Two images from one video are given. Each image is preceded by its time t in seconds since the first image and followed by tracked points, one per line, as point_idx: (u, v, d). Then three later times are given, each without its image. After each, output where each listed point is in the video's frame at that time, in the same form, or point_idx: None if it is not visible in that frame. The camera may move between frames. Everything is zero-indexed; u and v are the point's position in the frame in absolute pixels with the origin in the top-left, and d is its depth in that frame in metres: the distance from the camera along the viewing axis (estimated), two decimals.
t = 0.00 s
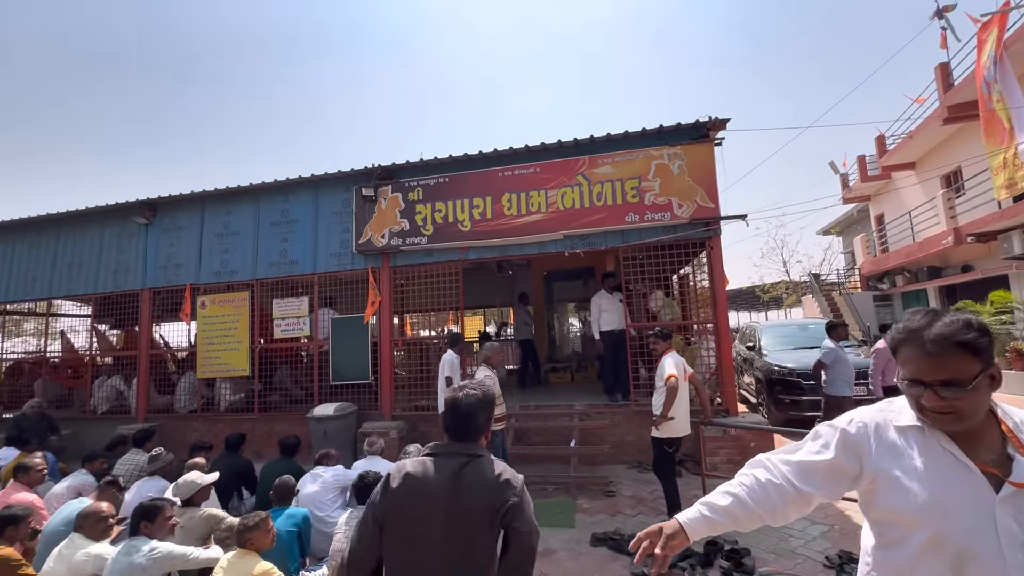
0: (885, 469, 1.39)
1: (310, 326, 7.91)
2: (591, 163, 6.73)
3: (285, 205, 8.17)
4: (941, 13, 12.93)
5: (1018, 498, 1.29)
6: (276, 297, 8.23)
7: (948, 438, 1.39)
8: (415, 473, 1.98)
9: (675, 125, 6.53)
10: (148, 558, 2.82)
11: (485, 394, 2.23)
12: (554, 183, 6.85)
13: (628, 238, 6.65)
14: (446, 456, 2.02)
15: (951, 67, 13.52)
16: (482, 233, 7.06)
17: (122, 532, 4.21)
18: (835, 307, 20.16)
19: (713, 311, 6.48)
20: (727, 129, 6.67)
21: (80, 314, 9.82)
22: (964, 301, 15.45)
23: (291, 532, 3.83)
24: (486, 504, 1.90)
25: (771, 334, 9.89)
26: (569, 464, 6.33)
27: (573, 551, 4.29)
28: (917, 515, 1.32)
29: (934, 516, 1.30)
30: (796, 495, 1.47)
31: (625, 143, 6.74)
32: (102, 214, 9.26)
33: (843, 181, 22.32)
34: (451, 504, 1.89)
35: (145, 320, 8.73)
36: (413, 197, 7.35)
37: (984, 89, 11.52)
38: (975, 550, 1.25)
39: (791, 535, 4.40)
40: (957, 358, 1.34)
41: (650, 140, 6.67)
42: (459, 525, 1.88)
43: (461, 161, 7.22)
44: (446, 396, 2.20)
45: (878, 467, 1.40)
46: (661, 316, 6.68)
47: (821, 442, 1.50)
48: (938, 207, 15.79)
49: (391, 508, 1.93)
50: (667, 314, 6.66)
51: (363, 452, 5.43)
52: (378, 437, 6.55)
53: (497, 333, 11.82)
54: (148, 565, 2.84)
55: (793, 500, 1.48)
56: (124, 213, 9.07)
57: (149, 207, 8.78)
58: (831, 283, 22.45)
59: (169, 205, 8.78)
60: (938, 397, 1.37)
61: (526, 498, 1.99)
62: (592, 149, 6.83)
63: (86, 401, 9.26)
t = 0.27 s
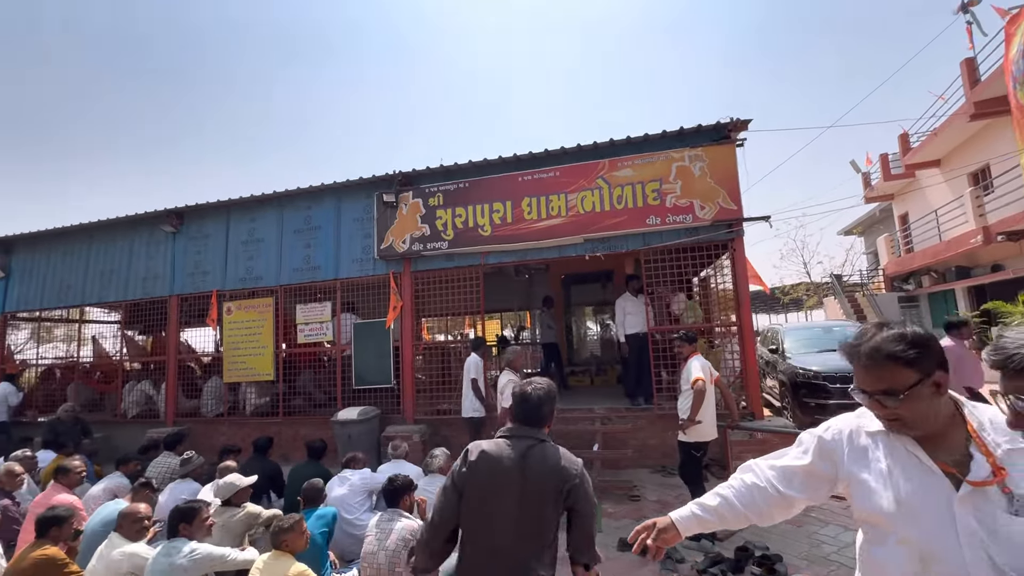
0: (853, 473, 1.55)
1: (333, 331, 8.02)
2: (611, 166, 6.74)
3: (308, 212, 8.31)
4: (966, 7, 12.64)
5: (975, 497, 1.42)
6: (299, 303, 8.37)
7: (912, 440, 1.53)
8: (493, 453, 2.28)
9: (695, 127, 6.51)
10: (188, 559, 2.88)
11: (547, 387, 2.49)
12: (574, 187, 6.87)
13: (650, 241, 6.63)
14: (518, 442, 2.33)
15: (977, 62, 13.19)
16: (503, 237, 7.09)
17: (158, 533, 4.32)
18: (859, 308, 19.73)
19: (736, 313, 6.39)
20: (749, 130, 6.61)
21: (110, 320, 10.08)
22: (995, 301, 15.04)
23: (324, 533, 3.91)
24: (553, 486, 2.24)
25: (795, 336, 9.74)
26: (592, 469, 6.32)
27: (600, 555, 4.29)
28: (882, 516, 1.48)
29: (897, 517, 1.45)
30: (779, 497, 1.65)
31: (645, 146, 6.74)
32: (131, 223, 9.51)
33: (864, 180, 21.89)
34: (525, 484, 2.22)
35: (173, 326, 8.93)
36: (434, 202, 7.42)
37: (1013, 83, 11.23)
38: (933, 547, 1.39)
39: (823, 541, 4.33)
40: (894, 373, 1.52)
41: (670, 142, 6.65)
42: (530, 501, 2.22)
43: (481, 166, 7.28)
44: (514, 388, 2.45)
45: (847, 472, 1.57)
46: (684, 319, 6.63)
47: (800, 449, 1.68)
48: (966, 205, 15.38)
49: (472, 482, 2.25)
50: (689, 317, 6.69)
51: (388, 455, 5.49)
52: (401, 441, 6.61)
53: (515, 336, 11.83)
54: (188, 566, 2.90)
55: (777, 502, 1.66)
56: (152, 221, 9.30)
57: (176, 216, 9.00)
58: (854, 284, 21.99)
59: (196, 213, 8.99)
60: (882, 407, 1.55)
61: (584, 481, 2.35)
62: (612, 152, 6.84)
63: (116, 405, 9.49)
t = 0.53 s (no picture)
0: (890, 466, 1.64)
1: (361, 335, 8.11)
2: (638, 168, 6.71)
3: (335, 218, 8.45)
4: None
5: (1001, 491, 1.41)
6: (327, 307, 8.49)
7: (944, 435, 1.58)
8: (526, 447, 2.56)
9: (723, 126, 6.45)
10: (242, 560, 2.97)
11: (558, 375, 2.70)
12: (600, 189, 6.85)
13: (678, 242, 6.59)
14: (543, 431, 2.56)
15: (1008, 55, 12.86)
16: (529, 240, 7.11)
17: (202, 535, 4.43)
18: (887, 309, 19.31)
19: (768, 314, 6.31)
20: (778, 129, 6.53)
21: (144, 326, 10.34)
22: None
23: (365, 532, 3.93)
24: (588, 461, 2.45)
25: (825, 338, 9.55)
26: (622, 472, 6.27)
27: (639, 560, 4.25)
28: (916, 506, 1.56)
29: (926, 506, 1.53)
30: (822, 489, 1.71)
31: (672, 147, 6.70)
32: (164, 231, 9.77)
33: (890, 178, 21.43)
34: (561, 464, 2.45)
35: (205, 331, 9.14)
36: (460, 207, 7.48)
37: None
38: (961, 537, 1.44)
39: (868, 547, 4.22)
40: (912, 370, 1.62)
41: (698, 143, 6.60)
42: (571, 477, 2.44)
43: (507, 170, 7.32)
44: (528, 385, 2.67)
45: (885, 466, 1.65)
46: (714, 320, 6.56)
47: (845, 443, 1.75)
48: (999, 203, 14.96)
49: (515, 474, 2.52)
50: (719, 318, 6.55)
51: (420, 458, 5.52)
52: (431, 444, 6.65)
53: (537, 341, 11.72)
54: (240, 566, 2.98)
55: (821, 494, 1.72)
56: (184, 229, 9.55)
57: (208, 223, 9.22)
58: (880, 285, 21.53)
59: (226, 221, 9.20)
60: (908, 400, 1.65)
61: (614, 448, 2.55)
62: (638, 154, 6.82)
63: (150, 409, 9.72)
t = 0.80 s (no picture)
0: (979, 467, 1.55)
1: (387, 339, 8.18)
2: (664, 169, 6.67)
3: (360, 223, 8.55)
4: None
5: None
6: (353, 312, 8.59)
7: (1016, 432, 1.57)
8: (567, 440, 2.85)
9: (751, 126, 6.37)
10: (288, 565, 3.08)
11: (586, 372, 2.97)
12: (626, 191, 6.82)
13: (706, 244, 6.52)
14: (580, 425, 2.84)
15: None
16: (554, 244, 7.11)
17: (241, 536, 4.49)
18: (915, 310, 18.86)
19: (801, 315, 6.28)
20: (808, 127, 6.43)
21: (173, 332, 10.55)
22: None
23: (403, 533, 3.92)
24: (624, 445, 2.72)
25: (856, 340, 9.36)
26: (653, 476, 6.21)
27: (678, 566, 4.20)
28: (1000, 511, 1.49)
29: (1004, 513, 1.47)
30: (914, 478, 1.67)
31: (699, 148, 6.64)
32: (193, 239, 9.99)
33: (916, 176, 20.96)
34: (600, 452, 2.73)
35: (234, 336, 9.29)
36: (485, 211, 7.51)
37: None
38: None
39: (916, 555, 4.11)
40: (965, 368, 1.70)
41: (725, 143, 6.54)
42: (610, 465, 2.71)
43: (531, 174, 7.33)
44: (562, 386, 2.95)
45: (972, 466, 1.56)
46: (745, 323, 6.48)
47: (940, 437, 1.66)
48: None
49: (559, 466, 2.82)
50: (750, 321, 6.46)
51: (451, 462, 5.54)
52: (459, 448, 6.67)
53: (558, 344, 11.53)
54: (289, 569, 3.12)
55: (914, 482, 1.68)
56: (212, 237, 9.75)
57: (236, 231, 9.41)
58: (906, 285, 21.04)
59: (254, 227, 9.37)
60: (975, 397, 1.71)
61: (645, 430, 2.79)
62: (664, 156, 6.78)
63: (181, 413, 9.93)
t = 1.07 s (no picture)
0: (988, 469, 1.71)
1: (406, 341, 8.20)
2: (685, 169, 6.61)
3: (378, 227, 8.59)
4: None
5: None
6: (372, 315, 8.62)
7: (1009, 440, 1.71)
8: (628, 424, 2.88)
9: (773, 123, 6.29)
10: (325, 567, 3.11)
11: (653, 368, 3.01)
12: (646, 191, 6.77)
13: (729, 243, 6.44)
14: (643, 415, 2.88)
15: None
16: (573, 245, 7.07)
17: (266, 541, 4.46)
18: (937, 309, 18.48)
19: (826, 315, 6.13)
20: (832, 124, 6.34)
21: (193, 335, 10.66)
22: None
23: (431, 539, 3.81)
24: (684, 442, 2.78)
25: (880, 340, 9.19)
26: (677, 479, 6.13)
27: (709, 570, 4.13)
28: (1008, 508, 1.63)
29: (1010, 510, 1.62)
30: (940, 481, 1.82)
31: (720, 147, 6.57)
32: (213, 243, 10.12)
33: (936, 173, 20.58)
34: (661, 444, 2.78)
35: (254, 339, 9.38)
36: (503, 213, 7.50)
37: None
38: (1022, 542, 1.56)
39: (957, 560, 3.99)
40: (965, 369, 1.83)
41: (747, 141, 6.46)
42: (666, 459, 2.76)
43: (549, 175, 7.31)
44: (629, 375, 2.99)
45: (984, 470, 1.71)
46: (769, 323, 6.37)
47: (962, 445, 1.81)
48: None
49: (615, 447, 2.85)
50: (774, 321, 6.35)
51: (474, 464, 5.51)
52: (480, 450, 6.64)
53: (574, 345, 11.40)
54: (323, 571, 3.13)
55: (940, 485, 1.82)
56: (232, 241, 9.86)
57: (255, 235, 9.51)
58: (927, 284, 20.64)
59: (273, 232, 9.46)
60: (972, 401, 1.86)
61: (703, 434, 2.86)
62: (684, 155, 6.72)
63: (201, 415, 10.02)
